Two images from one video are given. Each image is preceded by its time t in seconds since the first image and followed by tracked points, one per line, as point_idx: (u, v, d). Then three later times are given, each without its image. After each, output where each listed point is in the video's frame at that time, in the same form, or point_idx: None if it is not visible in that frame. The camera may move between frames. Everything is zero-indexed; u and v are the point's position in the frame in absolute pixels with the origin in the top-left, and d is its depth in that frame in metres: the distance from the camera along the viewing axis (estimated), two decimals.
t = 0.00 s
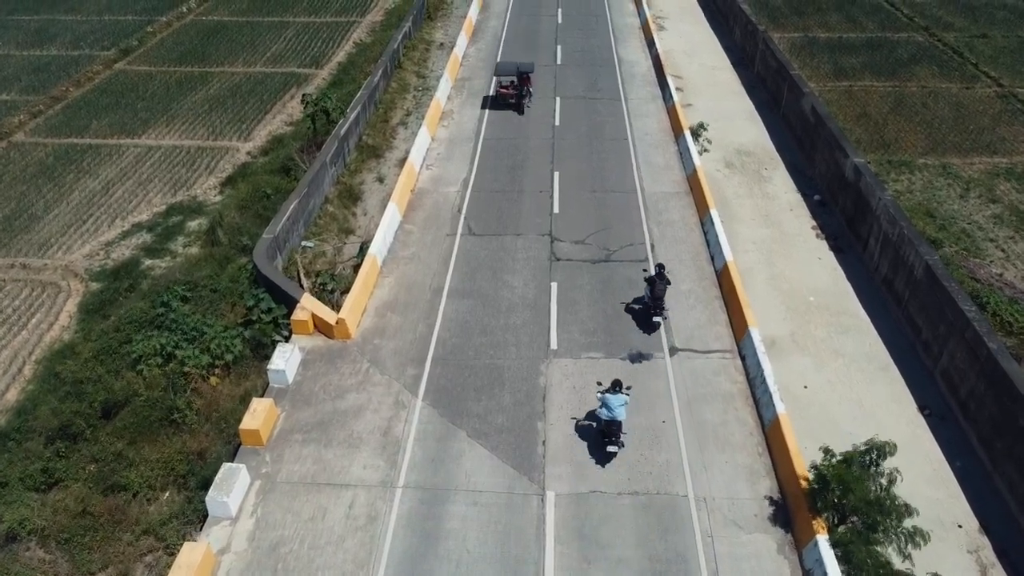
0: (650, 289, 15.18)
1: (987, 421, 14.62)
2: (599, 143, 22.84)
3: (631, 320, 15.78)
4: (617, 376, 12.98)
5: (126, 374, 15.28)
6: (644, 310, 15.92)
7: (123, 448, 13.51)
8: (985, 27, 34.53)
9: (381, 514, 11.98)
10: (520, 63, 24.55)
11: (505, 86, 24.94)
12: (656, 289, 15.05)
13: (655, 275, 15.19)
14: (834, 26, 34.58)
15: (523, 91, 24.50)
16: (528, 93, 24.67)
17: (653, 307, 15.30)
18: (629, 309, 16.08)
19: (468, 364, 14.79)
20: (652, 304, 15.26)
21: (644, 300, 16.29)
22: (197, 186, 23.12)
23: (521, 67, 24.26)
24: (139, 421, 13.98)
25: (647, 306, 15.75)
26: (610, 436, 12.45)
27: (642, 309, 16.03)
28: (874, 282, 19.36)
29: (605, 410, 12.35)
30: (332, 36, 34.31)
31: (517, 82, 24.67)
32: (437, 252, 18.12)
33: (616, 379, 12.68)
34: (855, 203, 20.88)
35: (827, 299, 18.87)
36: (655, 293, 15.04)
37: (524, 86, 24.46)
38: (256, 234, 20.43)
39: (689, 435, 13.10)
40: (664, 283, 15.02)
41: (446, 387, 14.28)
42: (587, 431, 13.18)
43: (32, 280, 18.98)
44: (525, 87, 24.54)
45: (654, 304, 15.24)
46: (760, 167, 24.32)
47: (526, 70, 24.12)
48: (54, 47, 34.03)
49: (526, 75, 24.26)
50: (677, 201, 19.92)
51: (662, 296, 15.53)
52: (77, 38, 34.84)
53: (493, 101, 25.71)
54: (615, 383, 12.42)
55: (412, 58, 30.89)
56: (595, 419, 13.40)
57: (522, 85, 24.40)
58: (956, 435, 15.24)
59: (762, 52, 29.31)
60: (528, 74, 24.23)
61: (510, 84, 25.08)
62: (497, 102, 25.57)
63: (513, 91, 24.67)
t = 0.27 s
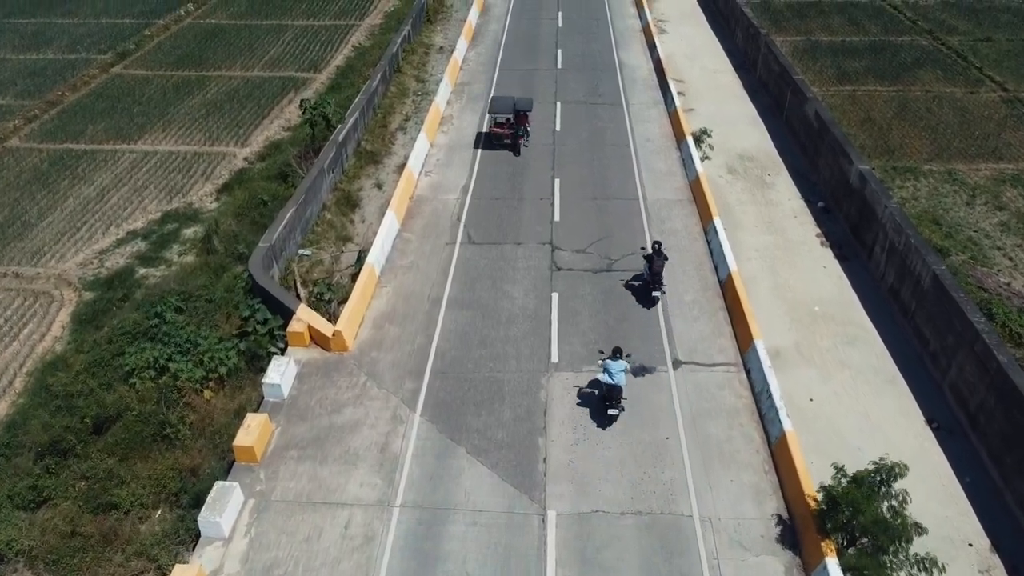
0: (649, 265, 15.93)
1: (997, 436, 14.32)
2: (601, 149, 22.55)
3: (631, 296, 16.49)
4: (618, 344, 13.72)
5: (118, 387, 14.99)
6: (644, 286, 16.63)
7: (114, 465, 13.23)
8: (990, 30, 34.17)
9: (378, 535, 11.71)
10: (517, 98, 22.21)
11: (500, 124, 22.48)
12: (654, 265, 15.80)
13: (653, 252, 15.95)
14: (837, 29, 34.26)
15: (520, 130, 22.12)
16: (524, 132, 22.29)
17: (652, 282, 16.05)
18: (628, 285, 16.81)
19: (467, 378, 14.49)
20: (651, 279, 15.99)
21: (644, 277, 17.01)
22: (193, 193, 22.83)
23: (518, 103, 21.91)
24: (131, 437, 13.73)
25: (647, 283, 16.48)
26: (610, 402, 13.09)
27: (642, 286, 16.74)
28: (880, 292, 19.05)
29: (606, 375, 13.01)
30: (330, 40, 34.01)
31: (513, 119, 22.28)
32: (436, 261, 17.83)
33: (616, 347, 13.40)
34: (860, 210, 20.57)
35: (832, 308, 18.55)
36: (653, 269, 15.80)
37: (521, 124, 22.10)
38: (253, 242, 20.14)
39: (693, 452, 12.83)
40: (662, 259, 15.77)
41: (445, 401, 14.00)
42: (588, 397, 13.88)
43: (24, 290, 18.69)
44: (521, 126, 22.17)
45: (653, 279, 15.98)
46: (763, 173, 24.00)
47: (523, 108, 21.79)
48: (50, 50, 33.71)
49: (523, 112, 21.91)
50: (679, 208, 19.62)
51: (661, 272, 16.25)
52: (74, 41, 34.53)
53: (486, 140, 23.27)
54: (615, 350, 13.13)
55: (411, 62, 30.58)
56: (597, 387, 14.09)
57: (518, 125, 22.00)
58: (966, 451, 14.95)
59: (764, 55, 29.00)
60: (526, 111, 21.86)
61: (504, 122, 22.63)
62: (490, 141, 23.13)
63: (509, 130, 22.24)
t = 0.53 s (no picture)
0: (647, 246, 16.67)
1: (1008, 454, 14.01)
2: (602, 158, 22.27)
3: (630, 275, 17.25)
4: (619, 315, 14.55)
5: (111, 404, 14.70)
6: (642, 265, 17.40)
7: (105, 486, 12.92)
8: (993, 37, 33.86)
9: (375, 559, 11.43)
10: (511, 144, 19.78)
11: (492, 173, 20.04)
12: (653, 246, 16.51)
13: (651, 233, 16.65)
14: (840, 36, 33.97)
15: (516, 179, 19.71)
16: (520, 181, 19.85)
17: (650, 262, 16.79)
18: (627, 266, 17.56)
19: (466, 395, 14.19)
20: (649, 260, 16.73)
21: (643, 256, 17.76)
22: (189, 202, 22.52)
23: (513, 149, 19.49)
24: (123, 457, 13.42)
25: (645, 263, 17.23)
26: (613, 372, 13.89)
27: (641, 266, 17.48)
28: (886, 304, 18.75)
29: (609, 348, 13.75)
30: (329, 47, 33.72)
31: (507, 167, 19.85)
32: (436, 274, 17.54)
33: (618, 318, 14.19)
34: (865, 221, 20.28)
35: (838, 321, 18.24)
36: (652, 250, 16.54)
37: (517, 172, 19.67)
38: (250, 253, 19.85)
39: (698, 473, 12.56)
40: (660, 240, 16.52)
41: (444, 419, 13.70)
42: (591, 367, 14.70)
43: (17, 303, 18.38)
44: (517, 175, 19.73)
45: (651, 259, 16.72)
46: (767, 182, 23.71)
47: (519, 154, 19.37)
48: (47, 56, 33.40)
49: (519, 159, 19.49)
50: (682, 219, 19.33)
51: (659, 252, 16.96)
52: (71, 47, 34.21)
53: (478, 190, 20.82)
54: (617, 322, 13.91)
55: (411, 69, 30.30)
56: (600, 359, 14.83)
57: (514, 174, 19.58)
58: (976, 469, 14.65)
59: (767, 62, 28.72)
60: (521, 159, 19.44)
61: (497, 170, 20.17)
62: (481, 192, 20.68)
63: (502, 179, 19.78)
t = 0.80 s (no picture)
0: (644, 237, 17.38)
1: (1020, 482, 13.68)
2: (603, 175, 22.04)
3: (627, 266, 17.98)
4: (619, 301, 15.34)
5: (101, 429, 14.39)
6: (639, 256, 18.13)
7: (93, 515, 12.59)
8: (995, 52, 33.71)
9: None
10: (503, 210, 17.47)
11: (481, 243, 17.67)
12: (650, 237, 17.24)
13: (648, 225, 17.35)
14: (841, 50, 33.81)
15: (509, 251, 17.33)
16: (514, 253, 17.48)
17: (647, 253, 17.52)
18: (625, 257, 18.27)
19: (465, 420, 13.87)
20: (646, 250, 17.45)
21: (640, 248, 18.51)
22: (185, 220, 22.27)
23: (505, 217, 17.15)
24: (112, 485, 13.10)
25: (642, 253, 17.94)
26: (614, 354, 14.62)
27: (637, 256, 18.22)
28: (892, 324, 18.44)
29: (610, 331, 14.52)
30: (329, 62, 33.57)
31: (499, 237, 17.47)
32: (434, 294, 17.26)
33: (618, 303, 14.97)
34: (869, 239, 19.99)
35: (843, 342, 17.92)
36: (648, 241, 17.24)
37: (510, 243, 17.31)
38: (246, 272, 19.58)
39: (702, 503, 12.26)
40: (656, 231, 17.22)
41: (442, 446, 13.39)
42: (593, 349, 15.46)
43: (9, 323, 18.09)
44: (510, 246, 17.35)
45: (648, 249, 17.42)
46: (769, 199, 23.44)
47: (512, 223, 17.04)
48: (45, 71, 33.24)
49: (512, 229, 17.16)
50: (685, 237, 19.06)
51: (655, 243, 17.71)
52: (70, 62, 34.06)
53: (465, 261, 18.42)
54: (618, 308, 14.64)
55: (410, 84, 30.12)
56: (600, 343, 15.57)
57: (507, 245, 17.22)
58: (987, 496, 14.32)
59: (768, 77, 28.53)
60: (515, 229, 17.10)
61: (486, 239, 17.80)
62: (470, 263, 18.28)
63: (494, 252, 17.40)
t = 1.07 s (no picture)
0: (641, 232, 18.25)
1: None
2: (603, 195, 21.81)
3: (626, 261, 18.70)
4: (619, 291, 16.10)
5: (91, 458, 14.07)
6: (637, 251, 18.89)
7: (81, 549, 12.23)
8: (997, 69, 33.58)
9: None
10: (491, 295, 15.16)
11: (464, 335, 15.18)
12: (647, 231, 18.08)
13: (645, 220, 18.20)
14: (842, 68, 33.69)
15: (497, 345, 14.88)
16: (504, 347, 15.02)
17: (644, 246, 18.35)
18: (623, 252, 19.07)
19: (463, 448, 13.55)
20: (643, 244, 18.30)
21: (637, 243, 19.31)
22: (180, 240, 22.01)
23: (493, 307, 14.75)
24: (101, 518, 12.76)
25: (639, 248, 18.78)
26: (614, 341, 15.33)
27: (635, 251, 18.98)
28: (898, 347, 18.16)
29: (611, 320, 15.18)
30: (328, 79, 33.45)
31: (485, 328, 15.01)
32: (432, 317, 16.98)
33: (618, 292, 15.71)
34: (874, 260, 19.72)
35: (848, 366, 17.61)
36: (645, 235, 18.11)
37: (499, 336, 14.83)
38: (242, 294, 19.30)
39: (706, 536, 11.96)
40: (652, 225, 18.07)
41: (440, 476, 13.08)
42: (595, 338, 16.14)
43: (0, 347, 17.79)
44: (499, 340, 14.89)
45: (644, 243, 18.27)
46: (771, 218, 23.20)
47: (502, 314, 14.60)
48: (43, 89, 33.10)
49: (501, 320, 14.70)
50: (687, 259, 18.79)
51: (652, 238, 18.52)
52: (68, 80, 33.94)
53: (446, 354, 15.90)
54: (618, 297, 15.36)
55: (409, 102, 29.96)
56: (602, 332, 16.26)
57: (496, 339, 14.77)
58: (998, 526, 13.98)
59: (769, 95, 28.37)
60: (503, 319, 14.61)
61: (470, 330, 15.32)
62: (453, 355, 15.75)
63: (479, 345, 14.95)
